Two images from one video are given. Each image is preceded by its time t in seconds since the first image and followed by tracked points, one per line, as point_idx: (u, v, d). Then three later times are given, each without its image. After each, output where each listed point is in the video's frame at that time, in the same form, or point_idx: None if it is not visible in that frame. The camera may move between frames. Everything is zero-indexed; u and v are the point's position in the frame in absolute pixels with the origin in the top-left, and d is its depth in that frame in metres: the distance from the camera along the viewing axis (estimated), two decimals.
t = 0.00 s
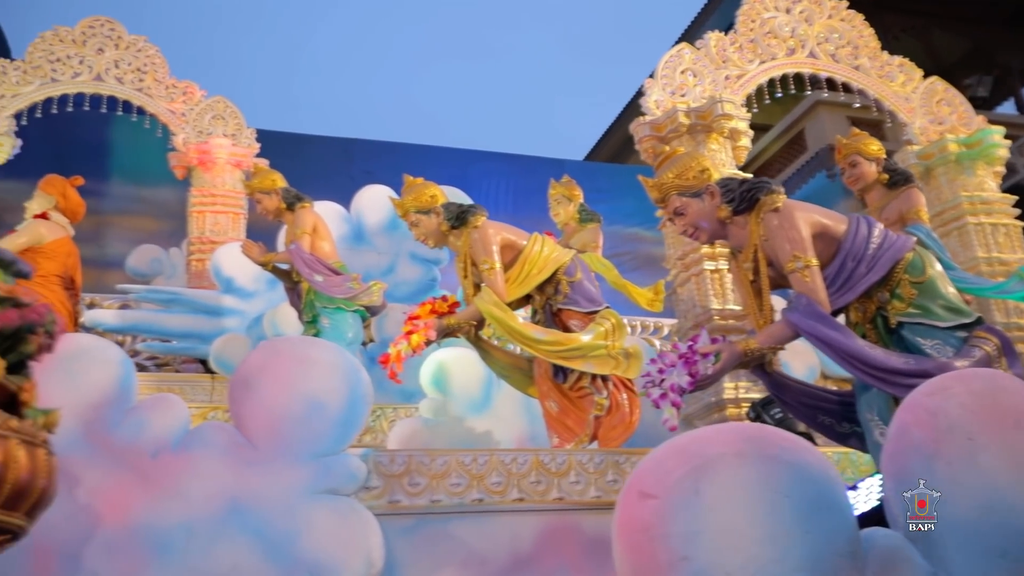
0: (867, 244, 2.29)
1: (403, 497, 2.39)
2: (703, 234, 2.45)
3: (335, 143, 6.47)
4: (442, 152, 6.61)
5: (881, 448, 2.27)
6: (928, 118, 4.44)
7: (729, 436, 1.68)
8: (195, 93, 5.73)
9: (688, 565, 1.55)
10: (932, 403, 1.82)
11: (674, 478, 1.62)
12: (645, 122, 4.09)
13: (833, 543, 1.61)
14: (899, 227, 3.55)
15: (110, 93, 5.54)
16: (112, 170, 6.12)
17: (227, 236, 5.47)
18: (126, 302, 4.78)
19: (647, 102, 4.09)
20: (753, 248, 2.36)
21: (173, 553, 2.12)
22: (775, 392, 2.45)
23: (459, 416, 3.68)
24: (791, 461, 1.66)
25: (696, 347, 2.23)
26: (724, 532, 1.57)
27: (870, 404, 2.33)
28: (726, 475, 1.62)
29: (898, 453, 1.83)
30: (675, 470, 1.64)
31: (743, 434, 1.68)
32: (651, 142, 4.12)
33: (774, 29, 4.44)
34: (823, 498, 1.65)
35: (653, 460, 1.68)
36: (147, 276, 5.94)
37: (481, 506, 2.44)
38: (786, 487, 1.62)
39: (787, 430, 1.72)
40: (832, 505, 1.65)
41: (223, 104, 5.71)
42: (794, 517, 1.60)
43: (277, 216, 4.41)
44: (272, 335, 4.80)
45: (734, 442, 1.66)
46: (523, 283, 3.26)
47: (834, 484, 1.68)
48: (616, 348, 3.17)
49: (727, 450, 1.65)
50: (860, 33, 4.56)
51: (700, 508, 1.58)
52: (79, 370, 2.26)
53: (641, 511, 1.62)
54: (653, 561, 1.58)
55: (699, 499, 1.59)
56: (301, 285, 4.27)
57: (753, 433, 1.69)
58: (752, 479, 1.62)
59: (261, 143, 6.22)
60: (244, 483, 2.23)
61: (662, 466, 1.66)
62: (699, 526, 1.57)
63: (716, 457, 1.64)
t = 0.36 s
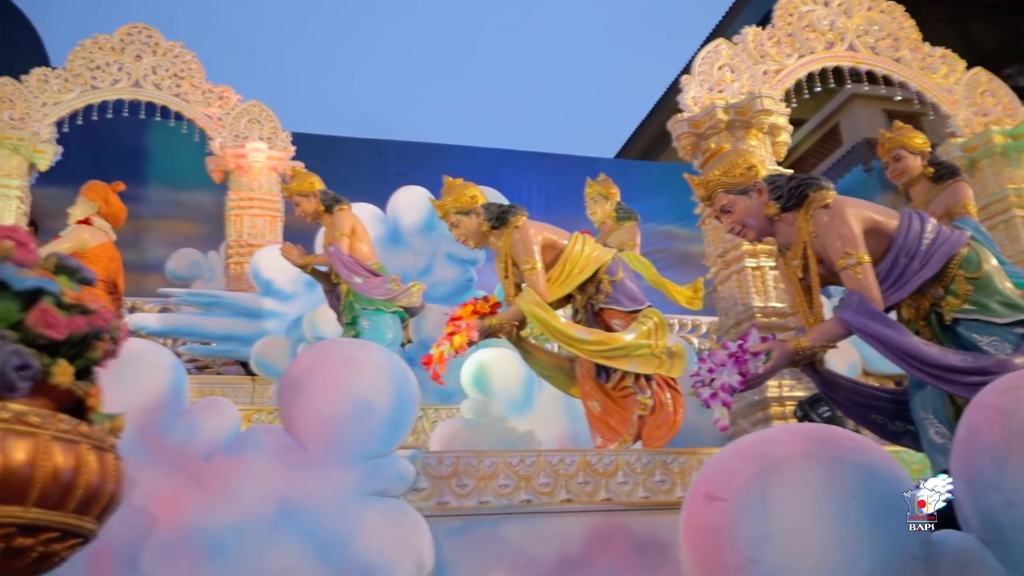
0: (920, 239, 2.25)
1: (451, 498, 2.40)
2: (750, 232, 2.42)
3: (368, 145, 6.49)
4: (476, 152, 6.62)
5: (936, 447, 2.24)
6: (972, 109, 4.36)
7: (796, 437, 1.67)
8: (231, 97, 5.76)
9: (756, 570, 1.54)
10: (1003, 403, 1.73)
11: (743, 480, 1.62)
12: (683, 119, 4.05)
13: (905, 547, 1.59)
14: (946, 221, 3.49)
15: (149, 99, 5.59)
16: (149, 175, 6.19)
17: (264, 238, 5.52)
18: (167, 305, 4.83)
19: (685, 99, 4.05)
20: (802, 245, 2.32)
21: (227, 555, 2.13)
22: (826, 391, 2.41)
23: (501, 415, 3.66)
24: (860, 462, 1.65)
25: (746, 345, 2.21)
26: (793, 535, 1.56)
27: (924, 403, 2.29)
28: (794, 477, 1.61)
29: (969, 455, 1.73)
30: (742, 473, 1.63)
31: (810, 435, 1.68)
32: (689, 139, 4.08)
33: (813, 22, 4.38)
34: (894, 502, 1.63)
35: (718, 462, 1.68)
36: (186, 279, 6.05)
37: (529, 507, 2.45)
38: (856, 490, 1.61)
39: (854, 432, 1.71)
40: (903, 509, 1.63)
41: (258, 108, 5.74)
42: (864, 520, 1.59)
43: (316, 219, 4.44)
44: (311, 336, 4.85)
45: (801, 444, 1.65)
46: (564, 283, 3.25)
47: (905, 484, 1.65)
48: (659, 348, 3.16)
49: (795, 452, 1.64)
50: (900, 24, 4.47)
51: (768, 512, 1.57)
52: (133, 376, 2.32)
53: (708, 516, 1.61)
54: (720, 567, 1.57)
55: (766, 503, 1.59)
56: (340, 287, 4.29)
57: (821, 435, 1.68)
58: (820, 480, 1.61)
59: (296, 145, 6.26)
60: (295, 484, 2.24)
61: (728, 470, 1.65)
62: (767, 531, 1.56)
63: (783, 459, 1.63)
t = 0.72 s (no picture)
0: (978, 233, 2.20)
1: (502, 498, 2.40)
2: (800, 228, 2.39)
3: (403, 146, 6.51)
4: (510, 151, 6.62)
5: (997, 445, 2.20)
6: (1019, 99, 4.19)
7: (866, 437, 1.69)
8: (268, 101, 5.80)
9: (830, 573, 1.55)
10: None
11: (814, 479, 1.63)
12: (723, 115, 4.03)
13: (983, 549, 1.61)
14: (996, 214, 3.41)
15: (188, 104, 5.65)
16: (188, 179, 6.27)
17: (303, 240, 5.56)
18: (210, 308, 4.88)
19: (725, 95, 4.03)
20: (853, 241, 2.29)
21: (282, 556, 2.15)
22: (880, 389, 2.38)
23: (543, 415, 3.66)
24: (932, 462, 1.67)
25: (799, 343, 2.19)
26: (866, 538, 1.57)
27: (983, 400, 2.25)
28: (867, 476, 1.63)
29: None
30: (811, 472, 1.65)
31: (880, 434, 1.70)
32: (729, 135, 4.06)
33: (854, 14, 4.31)
34: (969, 504, 1.64)
35: (789, 463, 1.70)
36: (226, 281, 6.05)
37: (579, 507, 2.43)
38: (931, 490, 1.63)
39: (925, 432, 1.72)
40: (979, 511, 1.64)
41: (295, 111, 5.78)
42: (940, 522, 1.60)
43: (355, 221, 4.46)
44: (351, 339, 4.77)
45: (872, 443, 1.68)
46: (608, 282, 3.24)
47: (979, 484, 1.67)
48: (704, 345, 3.13)
49: (866, 452, 1.66)
50: (943, 14, 4.34)
51: (841, 512, 1.59)
52: (186, 378, 2.32)
53: (779, 517, 1.63)
54: (792, 567, 1.59)
55: (838, 503, 1.60)
56: (381, 288, 4.31)
57: (893, 435, 1.70)
58: (892, 479, 1.63)
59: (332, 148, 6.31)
60: (347, 486, 2.25)
61: (798, 470, 1.67)
62: (840, 532, 1.57)
63: (855, 459, 1.65)
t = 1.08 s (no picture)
0: None
1: (553, 499, 2.39)
2: (853, 223, 2.35)
3: (438, 147, 6.53)
4: (546, 149, 6.61)
5: None
6: None
7: (940, 437, 1.77)
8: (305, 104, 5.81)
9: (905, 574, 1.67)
10: None
11: (886, 481, 1.74)
12: (765, 109, 4.00)
13: None
14: None
15: (227, 109, 5.69)
16: (227, 184, 6.33)
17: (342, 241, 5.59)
18: (253, 310, 4.93)
19: (766, 89, 3.99)
20: (908, 235, 2.25)
21: (337, 557, 2.17)
22: (936, 386, 2.35)
23: (588, 415, 3.65)
24: (1011, 462, 1.73)
25: (854, 341, 2.15)
26: (940, 540, 1.67)
27: None
28: (941, 479, 1.72)
29: None
30: (885, 475, 1.76)
31: (955, 434, 1.77)
32: (772, 129, 4.03)
33: (898, 4, 4.22)
34: None
35: (863, 463, 1.81)
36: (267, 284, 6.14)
37: (631, 507, 2.41)
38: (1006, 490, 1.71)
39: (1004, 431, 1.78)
40: None
41: (332, 114, 5.79)
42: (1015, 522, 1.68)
43: (395, 222, 4.48)
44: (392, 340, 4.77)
45: (947, 444, 1.76)
46: (652, 280, 3.22)
47: None
48: (752, 343, 3.09)
49: (940, 453, 1.75)
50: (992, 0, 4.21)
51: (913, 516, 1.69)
52: (239, 381, 2.36)
53: (855, 518, 1.75)
54: (868, 566, 1.70)
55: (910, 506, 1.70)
56: (422, 289, 4.32)
57: (969, 434, 1.77)
58: (967, 482, 1.72)
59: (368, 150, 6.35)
60: (400, 488, 2.26)
61: (873, 473, 1.77)
62: (914, 536, 1.68)
63: (930, 461, 1.74)
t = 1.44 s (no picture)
0: None
1: (607, 498, 2.37)
2: (911, 216, 2.28)
3: (476, 146, 6.53)
4: (584, 146, 6.58)
5: None
6: None
7: None
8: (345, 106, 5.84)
9: None
10: None
11: (971, 479, 1.64)
12: (811, 102, 3.95)
13: None
14: None
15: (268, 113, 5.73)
16: (268, 186, 6.40)
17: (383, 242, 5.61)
18: (297, 312, 4.96)
19: (811, 81, 3.94)
20: (969, 227, 2.19)
21: (394, 558, 2.17)
22: (1001, 381, 2.29)
23: (637, 412, 3.61)
24: None
25: (917, 335, 2.11)
26: None
27: None
28: None
29: None
30: (970, 472, 1.65)
31: None
32: (819, 121, 3.97)
33: None
34: None
35: (944, 462, 1.72)
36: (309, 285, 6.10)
37: (687, 506, 2.39)
38: None
39: None
40: None
41: (372, 115, 5.80)
42: None
43: (438, 222, 4.49)
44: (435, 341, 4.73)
45: None
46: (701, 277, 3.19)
47: None
48: (804, 338, 3.06)
49: None
50: None
51: (997, 514, 1.59)
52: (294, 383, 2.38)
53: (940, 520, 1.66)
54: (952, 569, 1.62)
55: (996, 504, 1.60)
56: (466, 288, 4.32)
57: None
58: None
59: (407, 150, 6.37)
60: (455, 488, 2.26)
61: (956, 472, 1.68)
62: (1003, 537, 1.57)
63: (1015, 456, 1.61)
